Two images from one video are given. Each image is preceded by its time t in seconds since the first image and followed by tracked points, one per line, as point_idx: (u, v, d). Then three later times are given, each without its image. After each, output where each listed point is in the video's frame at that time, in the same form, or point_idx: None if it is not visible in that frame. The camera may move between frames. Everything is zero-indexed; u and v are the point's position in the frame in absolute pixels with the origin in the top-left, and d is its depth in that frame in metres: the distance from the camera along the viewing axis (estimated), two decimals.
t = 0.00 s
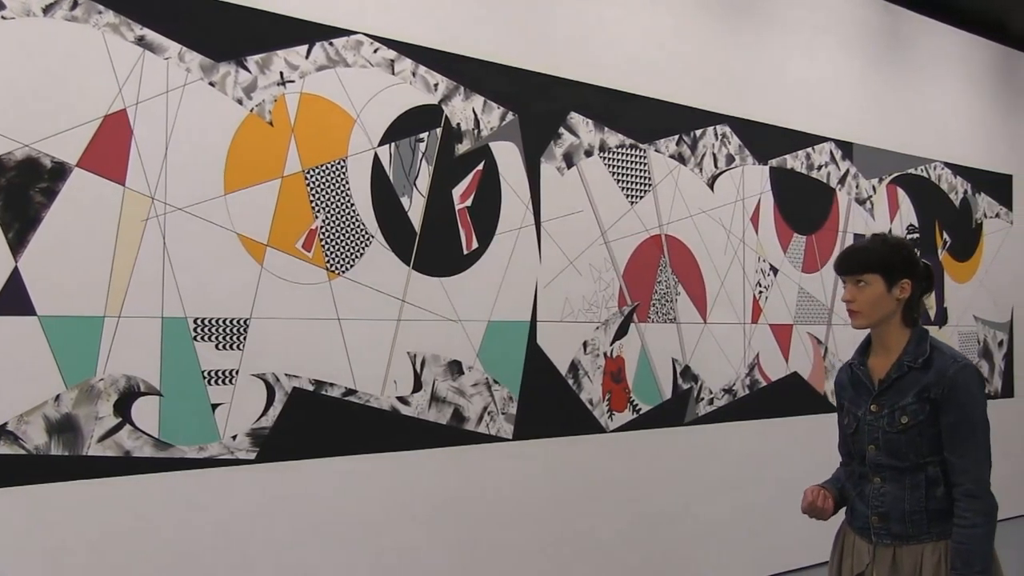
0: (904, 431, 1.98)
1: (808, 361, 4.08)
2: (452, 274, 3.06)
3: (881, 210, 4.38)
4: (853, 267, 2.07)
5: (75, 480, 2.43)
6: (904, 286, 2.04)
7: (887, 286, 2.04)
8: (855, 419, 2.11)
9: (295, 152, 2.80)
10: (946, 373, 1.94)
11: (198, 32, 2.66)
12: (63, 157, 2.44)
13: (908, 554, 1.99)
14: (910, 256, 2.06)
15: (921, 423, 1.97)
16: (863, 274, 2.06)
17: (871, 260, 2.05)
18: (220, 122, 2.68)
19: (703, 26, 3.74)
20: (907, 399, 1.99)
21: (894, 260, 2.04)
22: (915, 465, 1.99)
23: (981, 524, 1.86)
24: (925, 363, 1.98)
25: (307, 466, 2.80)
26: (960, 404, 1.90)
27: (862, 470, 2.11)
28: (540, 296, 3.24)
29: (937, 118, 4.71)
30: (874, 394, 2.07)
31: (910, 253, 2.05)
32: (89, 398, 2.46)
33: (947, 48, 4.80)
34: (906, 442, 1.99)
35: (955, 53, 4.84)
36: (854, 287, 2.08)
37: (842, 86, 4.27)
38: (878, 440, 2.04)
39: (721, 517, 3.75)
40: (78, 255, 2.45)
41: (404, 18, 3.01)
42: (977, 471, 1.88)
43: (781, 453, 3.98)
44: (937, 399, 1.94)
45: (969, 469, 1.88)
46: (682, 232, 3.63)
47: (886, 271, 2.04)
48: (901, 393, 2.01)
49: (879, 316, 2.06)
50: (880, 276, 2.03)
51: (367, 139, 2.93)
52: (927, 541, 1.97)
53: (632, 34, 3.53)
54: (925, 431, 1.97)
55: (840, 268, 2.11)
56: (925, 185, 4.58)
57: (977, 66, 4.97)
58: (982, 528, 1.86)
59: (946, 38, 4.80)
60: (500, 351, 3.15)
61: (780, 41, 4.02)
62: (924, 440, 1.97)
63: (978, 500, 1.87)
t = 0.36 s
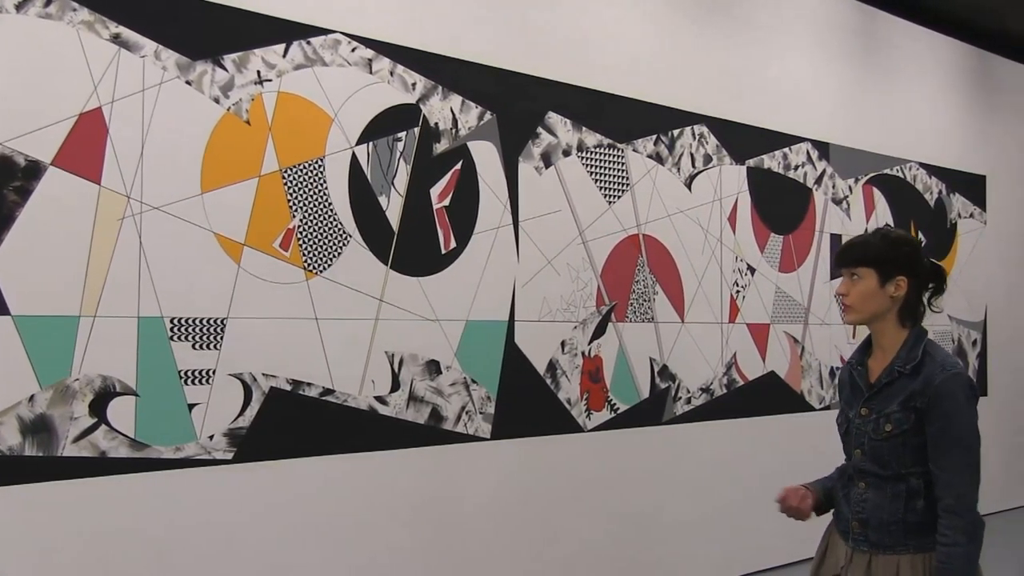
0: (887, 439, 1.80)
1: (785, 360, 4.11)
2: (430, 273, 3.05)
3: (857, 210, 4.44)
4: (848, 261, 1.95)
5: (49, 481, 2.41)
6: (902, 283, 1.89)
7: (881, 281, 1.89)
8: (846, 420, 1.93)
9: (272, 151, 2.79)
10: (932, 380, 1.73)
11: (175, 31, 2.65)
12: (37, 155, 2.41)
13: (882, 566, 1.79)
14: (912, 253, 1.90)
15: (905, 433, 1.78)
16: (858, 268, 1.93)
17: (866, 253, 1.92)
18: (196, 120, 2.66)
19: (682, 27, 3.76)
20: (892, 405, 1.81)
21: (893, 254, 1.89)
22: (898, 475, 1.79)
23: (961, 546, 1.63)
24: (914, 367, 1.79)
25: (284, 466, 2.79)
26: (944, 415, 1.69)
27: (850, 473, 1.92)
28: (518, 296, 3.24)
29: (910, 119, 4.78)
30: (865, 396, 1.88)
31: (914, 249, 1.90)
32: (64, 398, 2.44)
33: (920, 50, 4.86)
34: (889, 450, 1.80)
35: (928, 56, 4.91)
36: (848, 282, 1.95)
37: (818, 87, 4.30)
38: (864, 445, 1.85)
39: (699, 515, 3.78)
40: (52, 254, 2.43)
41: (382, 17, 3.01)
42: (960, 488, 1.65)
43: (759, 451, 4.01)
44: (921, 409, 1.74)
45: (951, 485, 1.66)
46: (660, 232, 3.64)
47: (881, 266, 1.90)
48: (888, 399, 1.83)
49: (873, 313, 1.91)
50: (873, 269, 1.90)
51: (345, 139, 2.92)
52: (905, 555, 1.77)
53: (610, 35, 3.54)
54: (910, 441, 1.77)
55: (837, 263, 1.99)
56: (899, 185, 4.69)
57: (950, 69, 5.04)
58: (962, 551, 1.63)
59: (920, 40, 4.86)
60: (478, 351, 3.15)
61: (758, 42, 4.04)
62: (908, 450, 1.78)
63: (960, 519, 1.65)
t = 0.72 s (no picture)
0: (864, 434, 1.77)
1: (766, 359, 4.12)
2: (412, 272, 3.05)
3: (838, 210, 4.48)
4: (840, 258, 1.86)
5: (28, 482, 2.39)
6: (892, 282, 1.82)
7: (874, 280, 1.82)
8: (827, 412, 1.89)
9: (254, 150, 2.78)
10: (913, 378, 1.70)
11: (155, 29, 2.63)
12: (16, 154, 2.39)
13: (854, 559, 1.78)
14: (903, 252, 1.84)
15: (883, 429, 1.75)
16: (850, 267, 1.84)
17: (858, 251, 1.84)
18: (177, 119, 2.65)
19: (665, 27, 3.77)
20: (872, 400, 1.77)
21: (884, 252, 1.83)
22: (872, 470, 1.77)
23: (928, 545, 1.63)
24: (897, 365, 1.75)
25: (265, 466, 2.78)
26: (922, 416, 1.67)
27: (825, 466, 1.89)
28: (500, 295, 3.24)
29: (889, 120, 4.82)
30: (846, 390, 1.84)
31: (903, 247, 1.85)
32: (43, 398, 2.42)
33: (900, 52, 4.90)
34: (865, 445, 1.77)
35: (908, 58, 4.96)
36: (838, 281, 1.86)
37: (800, 87, 4.32)
38: (842, 440, 1.82)
39: (682, 513, 3.79)
40: (31, 253, 2.41)
41: (363, 16, 3.00)
42: (932, 489, 1.64)
43: (741, 450, 4.03)
44: (900, 408, 1.72)
45: (924, 484, 1.65)
46: (642, 232, 3.65)
47: (874, 264, 1.82)
48: (869, 394, 1.79)
49: (863, 313, 1.84)
50: (868, 268, 1.82)
51: (327, 138, 2.91)
52: (875, 549, 1.76)
53: (592, 35, 3.55)
54: (886, 437, 1.75)
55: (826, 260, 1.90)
56: (879, 185, 4.74)
57: (930, 70, 5.09)
58: (930, 549, 1.63)
59: (900, 42, 4.91)
60: (460, 351, 3.15)
61: (741, 42, 4.05)
62: (883, 446, 1.75)
63: (931, 519, 1.64)
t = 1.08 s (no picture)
0: (832, 431, 1.78)
1: (746, 358, 4.14)
2: (392, 272, 3.04)
3: (817, 210, 4.51)
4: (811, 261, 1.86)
5: (5, 483, 2.37)
6: (865, 282, 1.82)
7: (845, 282, 1.82)
8: (803, 412, 1.91)
9: (233, 150, 2.76)
10: (880, 377, 1.71)
11: (133, 27, 2.61)
12: None
13: (818, 558, 1.79)
14: (877, 251, 1.83)
15: (849, 427, 1.76)
16: (821, 268, 1.85)
17: (829, 252, 1.84)
18: (156, 118, 2.63)
19: (646, 28, 3.78)
20: (840, 398, 1.79)
21: (854, 252, 1.82)
22: (837, 468, 1.78)
23: (888, 543, 1.64)
24: (867, 364, 1.76)
25: (245, 467, 2.76)
26: (888, 414, 1.68)
27: (799, 465, 1.90)
28: (480, 295, 3.24)
29: (868, 121, 4.86)
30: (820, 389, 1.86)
31: (876, 245, 1.83)
32: (20, 399, 2.39)
33: (878, 54, 4.94)
34: (832, 443, 1.79)
35: (887, 59, 5.00)
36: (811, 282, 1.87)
37: (779, 88, 4.34)
38: (813, 437, 1.84)
39: (663, 512, 3.80)
40: (8, 252, 2.38)
41: (344, 15, 2.99)
42: (894, 487, 1.65)
43: (723, 449, 4.04)
44: (866, 405, 1.73)
45: (887, 482, 1.66)
46: (622, 232, 3.66)
47: (845, 265, 1.82)
48: (839, 392, 1.81)
49: (837, 313, 1.85)
50: (837, 271, 1.82)
51: (307, 138, 2.91)
52: (837, 548, 1.77)
53: (573, 35, 3.55)
54: (853, 435, 1.76)
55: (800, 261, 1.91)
56: (858, 186, 4.77)
57: (908, 72, 5.14)
58: (889, 547, 1.64)
59: (879, 44, 4.95)
60: (440, 350, 3.14)
61: (721, 43, 4.07)
62: (850, 444, 1.76)
63: (891, 517, 1.65)
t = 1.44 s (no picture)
0: (804, 430, 1.80)
1: (725, 358, 4.16)
2: (371, 272, 3.04)
3: (796, 210, 4.54)
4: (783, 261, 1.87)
5: None
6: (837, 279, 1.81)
7: (816, 280, 1.82)
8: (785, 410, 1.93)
9: (212, 148, 2.74)
10: (848, 377, 1.73)
11: (110, 25, 2.58)
12: None
13: (790, 556, 1.81)
14: (847, 249, 1.81)
15: (820, 426, 1.78)
16: (794, 268, 1.86)
17: (800, 251, 1.85)
18: (133, 116, 2.60)
19: (625, 28, 3.79)
20: (811, 396, 1.81)
21: (824, 250, 1.82)
22: (809, 467, 1.80)
23: (850, 542, 1.66)
24: (839, 364, 1.77)
25: (223, 467, 2.74)
26: (853, 415, 1.69)
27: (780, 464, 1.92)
28: (460, 295, 3.24)
29: (846, 121, 4.89)
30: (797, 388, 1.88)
31: (849, 242, 1.82)
32: None
33: (857, 55, 4.97)
34: (804, 441, 1.80)
35: (866, 60, 5.03)
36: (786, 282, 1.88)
37: (759, 88, 4.36)
38: (789, 436, 1.86)
39: (643, 511, 3.81)
40: None
41: (324, 13, 2.98)
42: (857, 487, 1.66)
43: (702, 447, 4.06)
44: (834, 405, 1.74)
45: (850, 482, 1.67)
46: (601, 231, 3.67)
47: (814, 264, 1.82)
48: (812, 391, 1.82)
49: (812, 312, 1.85)
50: (807, 269, 1.82)
51: (286, 137, 2.89)
52: (808, 546, 1.79)
53: (553, 35, 3.56)
54: (823, 434, 1.77)
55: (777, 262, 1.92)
56: (836, 186, 4.81)
57: (886, 73, 5.19)
58: (851, 546, 1.66)
59: (859, 45, 4.98)
60: (419, 349, 3.14)
61: (700, 43, 4.08)
62: (821, 444, 1.78)
63: (854, 516, 1.66)
